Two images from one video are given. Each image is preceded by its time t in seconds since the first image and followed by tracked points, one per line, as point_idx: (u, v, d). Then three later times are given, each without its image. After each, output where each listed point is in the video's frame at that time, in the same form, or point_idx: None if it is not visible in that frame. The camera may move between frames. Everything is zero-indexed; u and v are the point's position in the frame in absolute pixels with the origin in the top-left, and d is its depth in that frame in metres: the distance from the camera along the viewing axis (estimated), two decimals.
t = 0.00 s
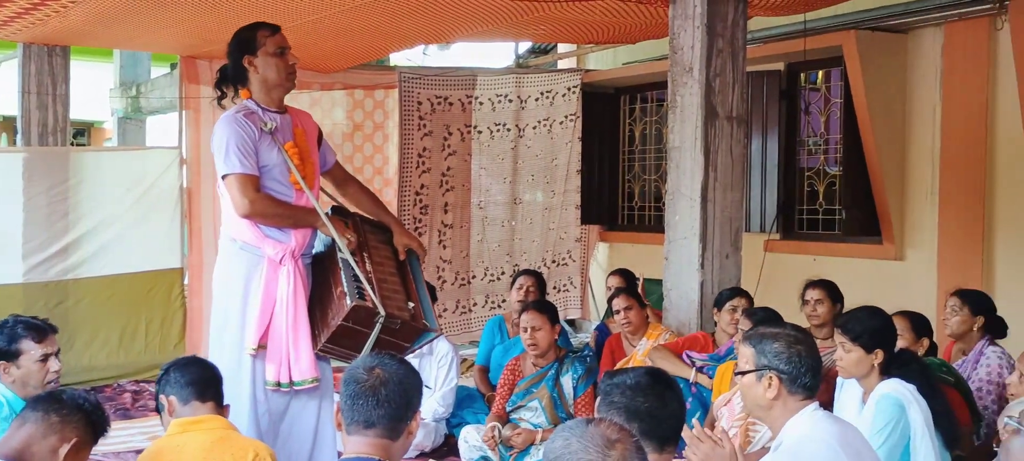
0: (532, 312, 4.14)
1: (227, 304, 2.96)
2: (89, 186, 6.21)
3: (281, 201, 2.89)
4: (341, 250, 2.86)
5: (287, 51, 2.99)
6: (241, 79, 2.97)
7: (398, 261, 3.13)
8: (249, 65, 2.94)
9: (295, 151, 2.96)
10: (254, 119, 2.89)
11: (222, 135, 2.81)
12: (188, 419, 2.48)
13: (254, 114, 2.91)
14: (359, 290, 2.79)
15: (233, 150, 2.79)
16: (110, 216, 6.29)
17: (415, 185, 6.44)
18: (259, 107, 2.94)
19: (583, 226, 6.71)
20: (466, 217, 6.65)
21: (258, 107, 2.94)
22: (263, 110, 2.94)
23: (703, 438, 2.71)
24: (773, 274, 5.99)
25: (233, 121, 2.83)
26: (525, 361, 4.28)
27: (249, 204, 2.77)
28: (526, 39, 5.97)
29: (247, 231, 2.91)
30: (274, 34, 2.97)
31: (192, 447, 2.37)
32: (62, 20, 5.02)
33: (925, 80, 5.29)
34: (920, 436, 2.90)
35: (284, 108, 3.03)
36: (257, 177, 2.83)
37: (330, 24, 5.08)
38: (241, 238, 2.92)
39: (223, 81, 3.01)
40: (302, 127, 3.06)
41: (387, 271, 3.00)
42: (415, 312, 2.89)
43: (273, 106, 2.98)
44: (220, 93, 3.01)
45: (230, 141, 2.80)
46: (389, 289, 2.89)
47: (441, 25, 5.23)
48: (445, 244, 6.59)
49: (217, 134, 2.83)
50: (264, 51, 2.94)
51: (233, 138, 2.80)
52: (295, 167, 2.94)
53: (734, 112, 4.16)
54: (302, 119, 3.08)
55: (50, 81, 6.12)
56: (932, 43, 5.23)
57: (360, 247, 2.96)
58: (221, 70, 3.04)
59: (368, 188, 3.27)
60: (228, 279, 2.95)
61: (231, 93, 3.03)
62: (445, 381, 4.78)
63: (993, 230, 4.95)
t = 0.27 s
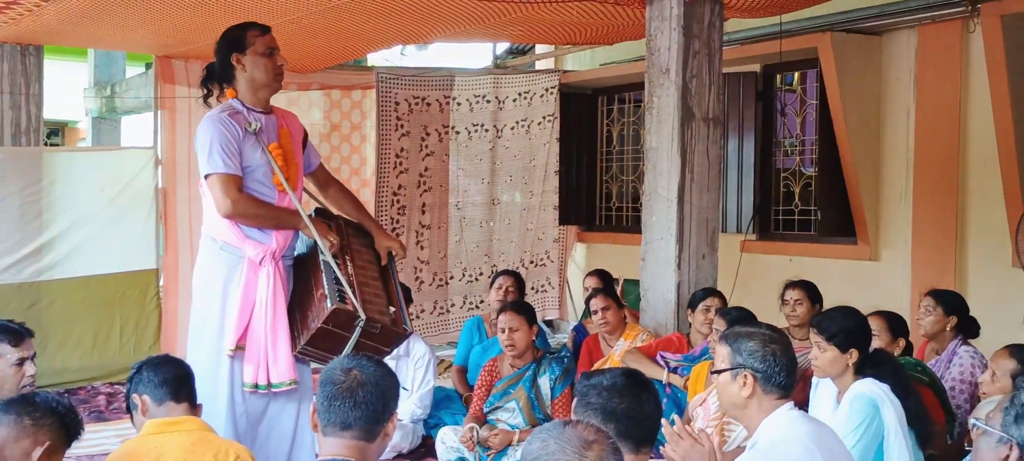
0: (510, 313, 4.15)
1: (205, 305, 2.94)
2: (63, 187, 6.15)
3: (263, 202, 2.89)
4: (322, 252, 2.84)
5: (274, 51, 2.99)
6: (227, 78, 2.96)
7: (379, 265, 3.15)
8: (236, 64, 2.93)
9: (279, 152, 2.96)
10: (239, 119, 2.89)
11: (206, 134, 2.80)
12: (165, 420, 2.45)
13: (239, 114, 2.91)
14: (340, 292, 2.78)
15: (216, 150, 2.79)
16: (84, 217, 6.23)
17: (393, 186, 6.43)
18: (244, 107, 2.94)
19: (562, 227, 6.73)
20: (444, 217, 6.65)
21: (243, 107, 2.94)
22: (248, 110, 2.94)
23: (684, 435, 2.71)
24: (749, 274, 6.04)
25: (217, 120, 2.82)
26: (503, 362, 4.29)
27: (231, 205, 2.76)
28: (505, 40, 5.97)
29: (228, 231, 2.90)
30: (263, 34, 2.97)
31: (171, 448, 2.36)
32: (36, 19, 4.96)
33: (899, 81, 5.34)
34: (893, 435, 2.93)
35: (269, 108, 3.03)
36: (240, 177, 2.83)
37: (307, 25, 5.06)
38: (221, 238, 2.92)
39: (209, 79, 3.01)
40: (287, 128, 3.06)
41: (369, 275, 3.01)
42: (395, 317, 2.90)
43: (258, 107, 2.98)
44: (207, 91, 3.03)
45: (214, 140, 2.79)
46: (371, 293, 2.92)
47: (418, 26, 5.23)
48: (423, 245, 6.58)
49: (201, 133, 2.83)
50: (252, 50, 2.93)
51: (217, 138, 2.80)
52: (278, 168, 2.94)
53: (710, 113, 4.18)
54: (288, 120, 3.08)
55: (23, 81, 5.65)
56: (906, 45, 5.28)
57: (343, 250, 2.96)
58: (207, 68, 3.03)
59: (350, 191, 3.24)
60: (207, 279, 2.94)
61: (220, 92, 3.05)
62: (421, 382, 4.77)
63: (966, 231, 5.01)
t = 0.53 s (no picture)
0: (500, 314, 4.15)
1: (197, 305, 2.95)
2: (51, 188, 6.12)
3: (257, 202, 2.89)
4: (317, 253, 2.84)
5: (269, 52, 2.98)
6: (226, 77, 2.97)
7: (374, 268, 3.15)
8: (232, 65, 2.93)
9: (275, 152, 2.96)
10: (235, 119, 2.89)
11: (203, 132, 2.80)
12: (158, 422, 2.44)
13: (236, 113, 2.91)
14: (334, 294, 2.78)
15: (212, 148, 2.79)
16: (73, 218, 6.20)
17: (383, 187, 6.42)
18: (241, 107, 2.95)
19: (551, 229, 6.76)
20: (435, 217, 6.64)
21: (240, 107, 2.94)
22: (245, 110, 2.94)
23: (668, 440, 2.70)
24: (740, 275, 6.06)
25: (213, 119, 2.83)
26: (494, 363, 4.27)
27: (225, 204, 2.76)
28: (495, 40, 5.96)
29: (222, 231, 2.90)
30: (261, 35, 2.97)
31: (160, 450, 2.35)
32: (24, 19, 4.94)
33: (888, 82, 5.36)
34: (881, 435, 2.94)
35: (266, 109, 3.03)
36: (235, 177, 2.83)
37: (297, 25, 5.05)
38: (214, 237, 2.92)
39: (208, 77, 3.01)
40: (285, 129, 3.06)
41: (364, 277, 3.00)
42: (388, 319, 2.91)
43: (255, 107, 2.99)
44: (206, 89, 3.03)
45: (209, 139, 2.80)
46: (365, 295, 2.91)
47: (409, 27, 5.23)
48: (413, 245, 6.57)
49: (197, 132, 2.83)
50: (248, 52, 2.93)
51: (212, 137, 2.80)
52: (273, 169, 2.94)
53: (699, 114, 4.19)
54: (285, 121, 3.08)
55: (12, 82, 5.66)
56: (895, 47, 5.29)
57: (337, 252, 2.95)
58: (207, 67, 3.03)
59: (347, 193, 3.27)
60: (200, 279, 2.95)
61: (218, 89, 3.04)
62: (411, 383, 4.76)
63: (954, 232, 5.03)
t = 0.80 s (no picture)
0: (498, 314, 4.14)
1: (196, 304, 2.99)
2: (46, 188, 6.11)
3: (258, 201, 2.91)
4: (317, 254, 2.84)
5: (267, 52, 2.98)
6: (229, 78, 3.01)
7: (374, 270, 3.15)
8: (233, 67, 2.97)
9: (277, 152, 2.98)
10: (238, 118, 2.91)
11: (205, 130, 2.83)
12: (162, 423, 2.43)
13: (239, 112, 2.94)
14: (332, 295, 2.78)
15: (214, 146, 2.82)
16: (68, 218, 6.19)
17: (379, 187, 6.41)
18: (244, 106, 2.97)
19: (546, 229, 6.77)
20: (430, 217, 6.63)
21: (243, 106, 2.97)
22: (248, 110, 2.97)
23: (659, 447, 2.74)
24: (736, 275, 6.08)
25: (216, 117, 2.85)
26: (489, 363, 4.28)
27: (226, 201, 2.78)
28: (490, 40, 5.96)
29: (221, 229, 2.92)
30: (260, 36, 2.98)
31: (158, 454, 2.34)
32: (18, 19, 4.93)
33: (883, 83, 5.37)
34: (877, 434, 2.94)
35: (269, 109, 3.06)
36: (236, 175, 2.85)
37: (292, 25, 5.05)
38: (214, 236, 2.95)
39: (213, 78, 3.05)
40: (287, 129, 3.09)
41: (363, 279, 3.00)
42: (386, 321, 2.90)
43: (258, 106, 3.01)
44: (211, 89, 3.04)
45: (211, 136, 2.82)
46: (364, 297, 2.90)
47: (404, 27, 5.23)
48: (409, 246, 6.57)
49: (200, 130, 2.86)
50: (246, 52, 2.95)
51: (215, 134, 2.82)
52: (275, 168, 2.96)
53: (695, 115, 4.20)
54: (287, 121, 3.11)
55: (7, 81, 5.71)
56: (890, 47, 5.31)
57: (337, 253, 2.95)
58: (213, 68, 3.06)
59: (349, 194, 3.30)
60: (200, 277, 2.97)
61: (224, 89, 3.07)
62: (408, 382, 4.74)
63: (949, 232, 5.04)
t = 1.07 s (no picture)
0: (499, 314, 4.15)
1: (201, 302, 3.01)
2: (46, 188, 6.11)
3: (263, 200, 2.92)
4: (320, 255, 2.85)
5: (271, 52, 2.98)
6: (235, 77, 3.02)
7: (379, 272, 3.16)
8: (238, 66, 2.98)
9: (281, 151, 2.99)
10: (243, 117, 2.92)
11: (210, 130, 2.84)
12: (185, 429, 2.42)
13: (244, 112, 2.94)
14: (335, 294, 2.78)
15: (218, 145, 2.82)
16: (68, 218, 6.19)
17: (379, 187, 6.41)
18: (249, 105, 2.98)
19: (546, 229, 6.77)
20: (430, 217, 6.63)
21: (248, 106, 2.97)
22: (254, 109, 2.98)
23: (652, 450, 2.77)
24: (736, 276, 6.08)
25: (221, 116, 2.86)
26: (489, 363, 4.28)
27: (231, 201, 2.79)
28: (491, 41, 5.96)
29: (225, 228, 2.94)
30: (266, 36, 2.99)
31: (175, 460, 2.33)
32: (19, 19, 4.93)
33: (883, 82, 5.37)
34: (877, 435, 2.94)
35: (275, 108, 3.07)
36: (240, 174, 2.86)
37: (293, 25, 5.05)
38: (218, 235, 2.97)
39: (219, 78, 3.06)
40: (292, 128, 3.10)
41: (368, 279, 3.01)
42: (390, 322, 2.90)
43: (263, 106, 3.02)
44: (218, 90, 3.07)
45: (216, 136, 2.83)
46: (368, 297, 2.90)
47: (405, 27, 5.23)
48: (409, 246, 6.57)
49: (205, 129, 2.87)
50: (252, 53, 2.96)
51: (220, 134, 2.83)
52: (279, 167, 2.96)
53: (696, 115, 4.20)
54: (292, 121, 3.12)
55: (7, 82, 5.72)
56: (891, 47, 5.31)
57: (341, 253, 2.95)
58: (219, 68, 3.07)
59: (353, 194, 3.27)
60: (204, 276, 3.00)
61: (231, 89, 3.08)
62: (409, 383, 4.75)
63: (950, 231, 5.04)
